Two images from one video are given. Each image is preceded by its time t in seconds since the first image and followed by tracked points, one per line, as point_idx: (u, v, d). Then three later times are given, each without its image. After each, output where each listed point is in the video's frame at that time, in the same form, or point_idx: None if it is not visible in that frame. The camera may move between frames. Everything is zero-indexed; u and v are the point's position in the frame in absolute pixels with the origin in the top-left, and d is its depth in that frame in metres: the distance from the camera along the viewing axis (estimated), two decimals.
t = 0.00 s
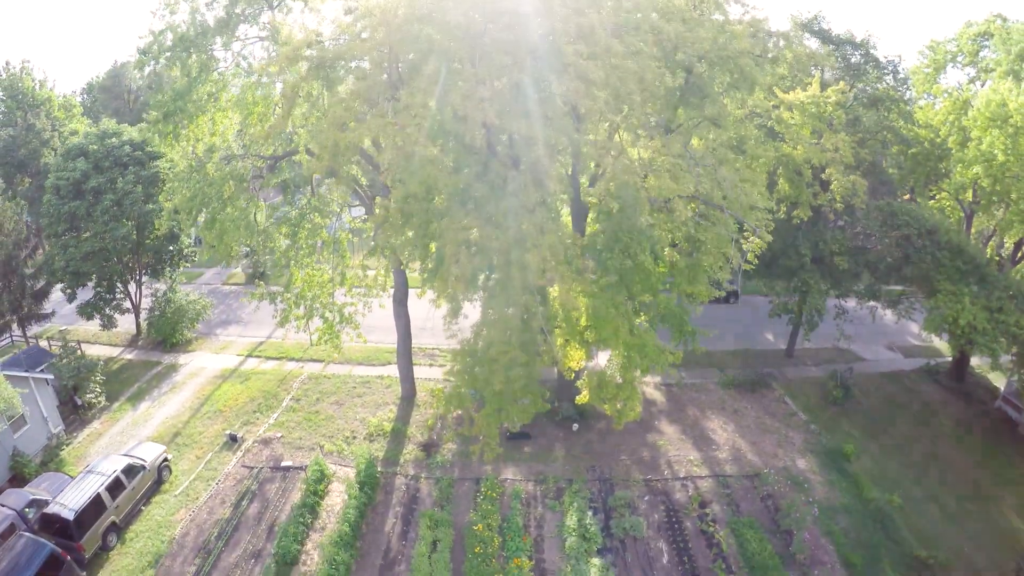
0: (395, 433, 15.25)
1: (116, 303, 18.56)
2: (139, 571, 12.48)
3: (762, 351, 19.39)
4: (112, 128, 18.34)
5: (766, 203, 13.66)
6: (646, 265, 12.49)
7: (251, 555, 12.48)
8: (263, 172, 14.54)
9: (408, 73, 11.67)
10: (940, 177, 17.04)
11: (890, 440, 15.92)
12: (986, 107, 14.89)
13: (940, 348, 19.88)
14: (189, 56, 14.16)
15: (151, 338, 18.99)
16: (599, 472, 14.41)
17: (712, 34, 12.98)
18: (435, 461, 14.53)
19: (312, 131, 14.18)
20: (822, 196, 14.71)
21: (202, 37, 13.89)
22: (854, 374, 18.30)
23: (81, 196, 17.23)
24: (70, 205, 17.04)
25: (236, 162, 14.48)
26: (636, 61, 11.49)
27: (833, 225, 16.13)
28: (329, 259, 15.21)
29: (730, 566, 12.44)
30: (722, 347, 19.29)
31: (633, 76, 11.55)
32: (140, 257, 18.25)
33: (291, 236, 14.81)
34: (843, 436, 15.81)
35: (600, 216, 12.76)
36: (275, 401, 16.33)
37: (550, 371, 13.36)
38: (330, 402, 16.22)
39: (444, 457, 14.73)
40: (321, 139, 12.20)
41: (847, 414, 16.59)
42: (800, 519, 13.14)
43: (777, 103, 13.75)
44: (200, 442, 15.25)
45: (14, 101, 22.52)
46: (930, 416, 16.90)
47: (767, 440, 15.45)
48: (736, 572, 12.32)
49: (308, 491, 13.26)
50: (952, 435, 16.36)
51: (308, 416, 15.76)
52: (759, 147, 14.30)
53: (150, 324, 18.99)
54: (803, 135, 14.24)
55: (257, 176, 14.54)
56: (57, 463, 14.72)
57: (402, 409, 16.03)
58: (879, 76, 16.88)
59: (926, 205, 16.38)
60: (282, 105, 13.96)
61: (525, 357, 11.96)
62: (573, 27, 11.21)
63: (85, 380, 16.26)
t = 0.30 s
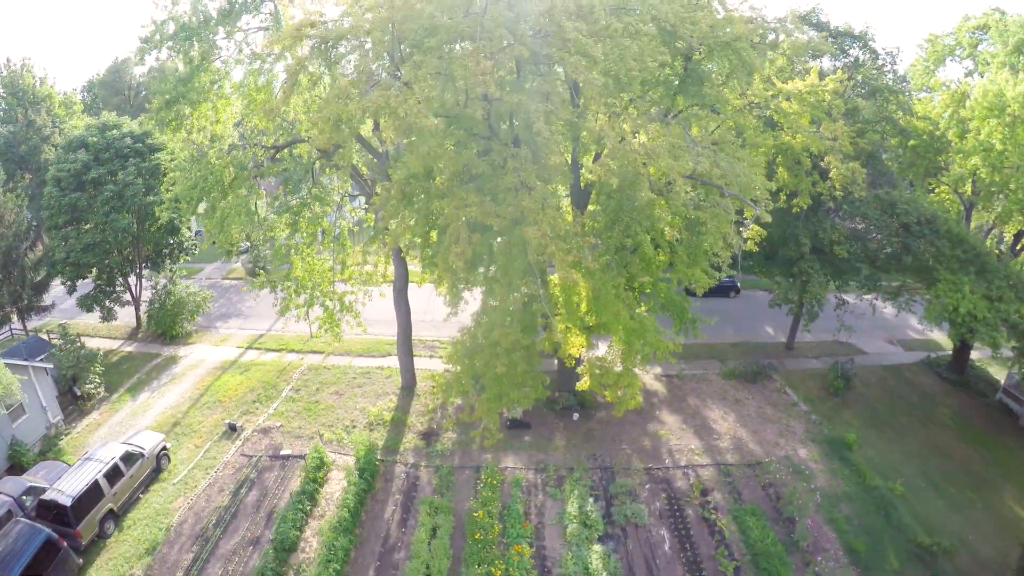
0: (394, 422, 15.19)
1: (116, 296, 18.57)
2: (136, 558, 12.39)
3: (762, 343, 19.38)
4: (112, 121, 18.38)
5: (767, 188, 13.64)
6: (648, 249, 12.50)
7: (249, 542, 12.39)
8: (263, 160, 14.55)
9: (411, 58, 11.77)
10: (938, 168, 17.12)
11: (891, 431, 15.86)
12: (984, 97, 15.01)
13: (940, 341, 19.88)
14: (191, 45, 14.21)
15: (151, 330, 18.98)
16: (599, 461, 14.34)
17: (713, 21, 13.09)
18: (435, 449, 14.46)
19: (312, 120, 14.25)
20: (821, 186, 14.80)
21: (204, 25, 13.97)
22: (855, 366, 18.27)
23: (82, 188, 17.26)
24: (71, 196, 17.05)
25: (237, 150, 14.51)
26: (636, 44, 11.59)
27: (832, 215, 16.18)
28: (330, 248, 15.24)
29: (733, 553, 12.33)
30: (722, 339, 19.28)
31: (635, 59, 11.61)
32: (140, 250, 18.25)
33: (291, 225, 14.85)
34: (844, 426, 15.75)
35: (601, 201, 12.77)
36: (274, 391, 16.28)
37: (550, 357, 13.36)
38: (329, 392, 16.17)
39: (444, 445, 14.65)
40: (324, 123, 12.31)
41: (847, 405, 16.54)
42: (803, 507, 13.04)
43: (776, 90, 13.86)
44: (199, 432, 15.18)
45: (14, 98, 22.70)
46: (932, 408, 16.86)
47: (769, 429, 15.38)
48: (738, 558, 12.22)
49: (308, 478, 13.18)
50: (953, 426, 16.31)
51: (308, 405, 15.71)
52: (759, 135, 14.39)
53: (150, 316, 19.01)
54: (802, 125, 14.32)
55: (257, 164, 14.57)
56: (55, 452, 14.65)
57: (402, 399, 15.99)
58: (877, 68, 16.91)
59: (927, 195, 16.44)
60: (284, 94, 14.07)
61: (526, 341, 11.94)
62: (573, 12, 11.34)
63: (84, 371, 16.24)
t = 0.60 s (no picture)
0: (394, 412, 15.16)
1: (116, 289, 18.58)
2: (133, 545, 12.28)
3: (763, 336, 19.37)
4: (113, 114, 18.42)
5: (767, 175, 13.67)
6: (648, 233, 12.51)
7: (247, 529, 12.29)
8: (263, 149, 14.58)
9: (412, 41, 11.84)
10: (938, 160, 17.18)
11: (893, 421, 15.80)
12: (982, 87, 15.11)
13: (940, 335, 19.85)
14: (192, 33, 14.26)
15: (151, 323, 19.00)
16: (600, 450, 14.27)
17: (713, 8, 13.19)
18: (435, 438, 14.41)
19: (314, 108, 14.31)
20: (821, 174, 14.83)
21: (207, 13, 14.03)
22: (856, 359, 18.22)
23: (83, 180, 17.27)
24: (72, 187, 17.07)
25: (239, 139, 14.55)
26: (637, 27, 11.66)
27: (832, 205, 16.23)
28: (330, 237, 15.27)
29: (735, 540, 12.21)
30: (722, 332, 19.26)
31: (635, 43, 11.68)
32: (141, 242, 18.27)
33: (292, 213, 14.88)
34: (845, 417, 15.69)
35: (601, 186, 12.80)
36: (274, 382, 16.26)
37: (550, 343, 13.33)
38: (329, 382, 16.16)
39: (444, 434, 14.59)
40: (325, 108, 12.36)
41: (848, 396, 16.49)
42: (805, 494, 12.94)
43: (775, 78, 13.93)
44: (199, 421, 15.14)
45: (15, 95, 22.75)
46: (933, 399, 16.80)
47: (770, 419, 15.32)
48: (740, 546, 12.11)
49: (307, 465, 13.10)
50: (955, 418, 16.25)
51: (308, 396, 15.68)
52: (759, 123, 14.44)
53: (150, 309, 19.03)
54: (801, 113, 14.37)
55: (259, 153, 14.61)
56: (53, 441, 14.58)
57: (402, 389, 15.96)
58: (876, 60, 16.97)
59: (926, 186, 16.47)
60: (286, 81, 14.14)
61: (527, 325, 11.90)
62: None
63: (84, 361, 16.21)
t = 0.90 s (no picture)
0: (394, 402, 15.11)
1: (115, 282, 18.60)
2: (130, 532, 12.16)
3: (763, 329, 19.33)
4: (113, 107, 18.41)
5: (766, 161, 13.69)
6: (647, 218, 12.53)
7: (245, 517, 12.18)
8: (264, 139, 14.60)
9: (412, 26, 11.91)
10: (937, 151, 17.23)
11: (894, 412, 15.73)
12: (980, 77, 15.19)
13: (940, 329, 19.82)
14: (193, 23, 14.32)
15: (150, 317, 19.00)
16: (600, 438, 14.19)
17: None
18: (435, 427, 14.34)
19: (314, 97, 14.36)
20: (820, 164, 14.91)
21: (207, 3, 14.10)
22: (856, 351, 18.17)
23: (83, 172, 17.29)
24: (72, 180, 17.10)
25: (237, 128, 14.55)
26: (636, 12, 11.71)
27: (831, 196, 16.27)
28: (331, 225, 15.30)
29: (736, 527, 12.10)
30: (722, 325, 19.24)
31: (633, 28, 11.75)
32: (141, 235, 18.29)
33: (293, 202, 14.92)
34: (846, 407, 15.63)
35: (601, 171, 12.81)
36: (273, 372, 16.23)
37: (549, 329, 13.33)
38: (329, 372, 16.14)
39: (443, 423, 14.53)
40: (325, 93, 12.39)
41: (849, 387, 16.44)
42: (806, 482, 12.83)
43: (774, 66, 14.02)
44: (197, 411, 15.07)
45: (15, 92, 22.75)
46: (934, 391, 16.75)
47: (771, 409, 15.25)
48: (742, 533, 11.98)
49: (305, 452, 12.98)
50: (956, 409, 16.18)
51: (307, 386, 15.65)
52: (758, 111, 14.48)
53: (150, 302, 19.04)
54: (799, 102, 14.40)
55: (259, 143, 14.60)
56: (50, 431, 14.48)
57: (401, 380, 15.93)
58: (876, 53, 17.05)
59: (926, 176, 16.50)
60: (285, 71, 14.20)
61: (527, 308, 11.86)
62: None
63: (83, 352, 16.16)
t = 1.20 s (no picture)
0: (393, 391, 15.05)
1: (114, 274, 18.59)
2: (127, 519, 12.04)
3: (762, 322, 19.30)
4: (112, 99, 18.42)
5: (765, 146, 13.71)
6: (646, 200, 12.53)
7: (242, 504, 12.07)
8: (263, 128, 14.61)
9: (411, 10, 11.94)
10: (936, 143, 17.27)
11: (894, 403, 15.67)
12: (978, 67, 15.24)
13: (940, 322, 19.79)
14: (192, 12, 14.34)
15: (149, 309, 18.99)
16: (600, 427, 14.11)
17: None
18: (434, 415, 14.26)
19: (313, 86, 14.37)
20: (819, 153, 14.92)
21: None
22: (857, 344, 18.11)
23: (82, 164, 17.29)
24: (71, 171, 17.09)
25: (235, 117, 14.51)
26: None
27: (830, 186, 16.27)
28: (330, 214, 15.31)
29: (738, 514, 11.97)
30: (722, 318, 19.22)
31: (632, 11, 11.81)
32: (140, 227, 18.29)
33: (292, 191, 14.91)
34: (847, 398, 15.56)
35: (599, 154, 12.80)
36: (271, 363, 16.17)
37: (548, 314, 13.28)
38: (328, 363, 16.10)
39: (443, 412, 14.46)
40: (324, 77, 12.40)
41: (849, 378, 16.38)
42: (808, 470, 12.72)
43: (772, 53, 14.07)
44: (195, 401, 15.00)
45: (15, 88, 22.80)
46: (936, 383, 16.68)
47: (771, 399, 15.17)
48: (744, 520, 11.85)
49: (303, 439, 12.89)
50: (958, 400, 16.11)
51: (305, 375, 15.60)
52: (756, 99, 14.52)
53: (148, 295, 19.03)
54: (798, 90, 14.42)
55: (258, 132, 14.59)
56: (47, 420, 14.41)
57: (400, 369, 15.89)
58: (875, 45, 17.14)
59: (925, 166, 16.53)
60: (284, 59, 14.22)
61: (526, 292, 11.81)
62: None
63: (81, 343, 16.10)
